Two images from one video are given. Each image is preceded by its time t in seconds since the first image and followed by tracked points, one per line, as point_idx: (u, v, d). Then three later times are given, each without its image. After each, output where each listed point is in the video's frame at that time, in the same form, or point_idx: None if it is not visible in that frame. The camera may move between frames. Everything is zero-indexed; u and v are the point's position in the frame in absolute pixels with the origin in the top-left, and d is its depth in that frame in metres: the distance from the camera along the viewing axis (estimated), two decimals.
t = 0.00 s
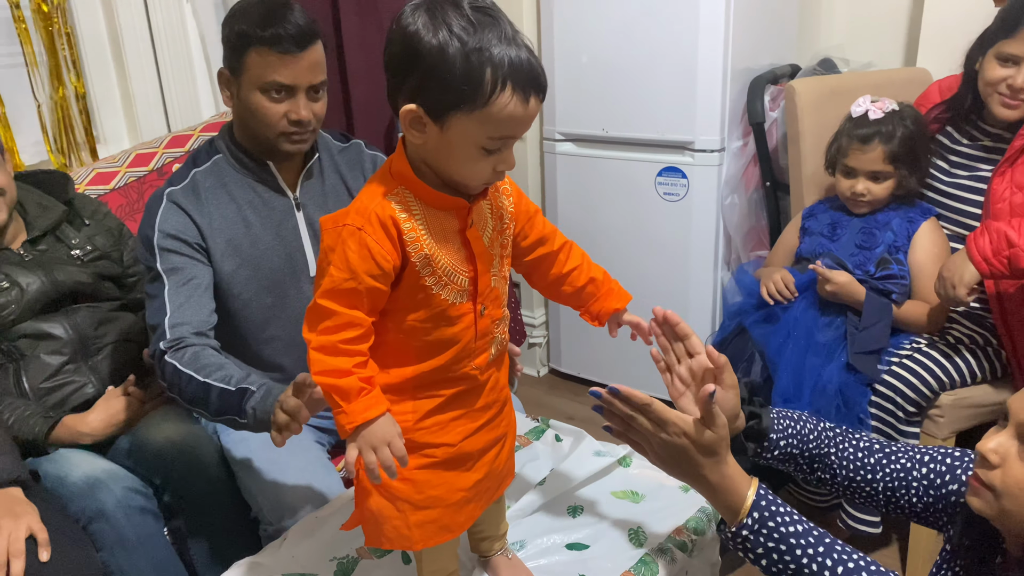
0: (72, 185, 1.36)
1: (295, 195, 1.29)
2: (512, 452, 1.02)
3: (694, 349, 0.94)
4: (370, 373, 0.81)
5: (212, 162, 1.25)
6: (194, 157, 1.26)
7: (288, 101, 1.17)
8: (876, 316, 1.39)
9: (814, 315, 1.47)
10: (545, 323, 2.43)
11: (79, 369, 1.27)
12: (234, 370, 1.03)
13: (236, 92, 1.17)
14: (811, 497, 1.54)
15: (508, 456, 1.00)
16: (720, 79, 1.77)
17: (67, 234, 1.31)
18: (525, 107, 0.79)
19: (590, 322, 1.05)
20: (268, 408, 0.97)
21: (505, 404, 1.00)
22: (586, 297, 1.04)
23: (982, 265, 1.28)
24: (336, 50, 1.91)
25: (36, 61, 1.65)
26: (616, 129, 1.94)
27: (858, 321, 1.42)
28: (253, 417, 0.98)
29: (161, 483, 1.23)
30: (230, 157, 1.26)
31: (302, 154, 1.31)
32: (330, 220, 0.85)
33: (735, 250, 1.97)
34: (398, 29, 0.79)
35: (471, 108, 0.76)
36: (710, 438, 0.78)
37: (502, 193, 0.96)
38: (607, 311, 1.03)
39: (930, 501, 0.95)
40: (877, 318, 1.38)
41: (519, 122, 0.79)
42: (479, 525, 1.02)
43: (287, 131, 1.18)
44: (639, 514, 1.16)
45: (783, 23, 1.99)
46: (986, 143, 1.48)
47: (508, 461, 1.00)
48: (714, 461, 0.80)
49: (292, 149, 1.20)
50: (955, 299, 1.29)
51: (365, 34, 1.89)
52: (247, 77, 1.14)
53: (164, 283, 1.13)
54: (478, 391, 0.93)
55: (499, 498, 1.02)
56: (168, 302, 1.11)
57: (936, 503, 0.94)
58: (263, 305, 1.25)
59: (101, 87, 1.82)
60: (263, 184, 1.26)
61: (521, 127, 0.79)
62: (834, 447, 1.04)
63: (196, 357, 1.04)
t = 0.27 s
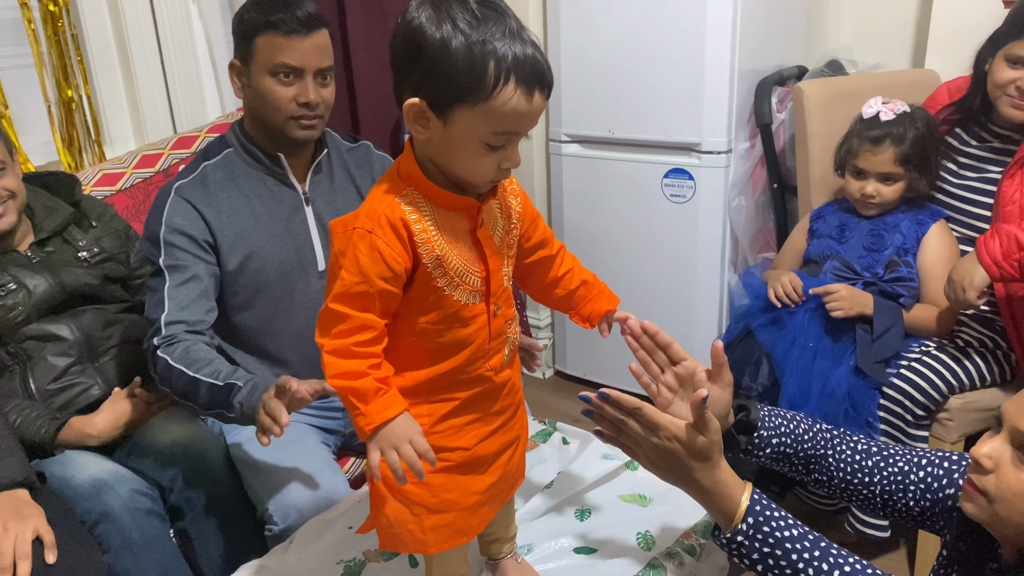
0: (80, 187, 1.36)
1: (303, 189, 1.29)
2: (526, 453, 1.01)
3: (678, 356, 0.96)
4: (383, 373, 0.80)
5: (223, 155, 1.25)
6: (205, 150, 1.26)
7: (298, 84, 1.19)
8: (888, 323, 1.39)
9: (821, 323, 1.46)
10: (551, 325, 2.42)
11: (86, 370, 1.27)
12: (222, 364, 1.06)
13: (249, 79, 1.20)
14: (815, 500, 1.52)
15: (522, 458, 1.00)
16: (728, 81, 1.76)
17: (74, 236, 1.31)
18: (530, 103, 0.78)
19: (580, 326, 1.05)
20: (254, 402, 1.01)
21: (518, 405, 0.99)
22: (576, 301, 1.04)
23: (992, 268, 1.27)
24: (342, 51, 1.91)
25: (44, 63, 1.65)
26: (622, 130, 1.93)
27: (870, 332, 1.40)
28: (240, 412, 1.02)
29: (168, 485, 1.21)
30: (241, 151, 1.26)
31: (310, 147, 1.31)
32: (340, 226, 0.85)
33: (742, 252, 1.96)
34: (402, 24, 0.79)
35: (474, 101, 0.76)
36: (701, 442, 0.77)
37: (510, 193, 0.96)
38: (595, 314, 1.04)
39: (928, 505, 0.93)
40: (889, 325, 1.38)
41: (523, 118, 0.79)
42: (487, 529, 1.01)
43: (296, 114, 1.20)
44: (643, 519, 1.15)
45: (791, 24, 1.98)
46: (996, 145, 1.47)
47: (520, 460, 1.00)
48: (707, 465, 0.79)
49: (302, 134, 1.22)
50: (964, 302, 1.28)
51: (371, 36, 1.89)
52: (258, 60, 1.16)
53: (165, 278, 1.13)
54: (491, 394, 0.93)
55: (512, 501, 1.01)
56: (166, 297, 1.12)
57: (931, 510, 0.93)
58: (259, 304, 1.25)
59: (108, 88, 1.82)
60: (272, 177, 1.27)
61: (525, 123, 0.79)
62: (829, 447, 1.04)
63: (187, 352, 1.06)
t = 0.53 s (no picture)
0: (82, 188, 1.36)
1: (313, 188, 1.28)
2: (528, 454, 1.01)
3: (644, 342, 0.97)
4: (428, 370, 0.79)
5: (234, 153, 1.26)
6: (218, 147, 1.27)
7: (310, 80, 1.21)
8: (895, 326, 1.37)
9: (827, 325, 1.45)
10: (553, 326, 2.42)
11: (88, 372, 1.27)
12: (220, 371, 1.09)
13: (263, 75, 1.22)
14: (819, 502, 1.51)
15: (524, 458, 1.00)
16: (732, 82, 1.75)
17: (77, 237, 1.31)
18: (531, 105, 0.78)
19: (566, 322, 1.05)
20: (248, 420, 1.06)
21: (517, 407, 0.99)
22: (559, 300, 1.04)
23: (998, 271, 1.26)
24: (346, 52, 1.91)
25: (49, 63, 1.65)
26: (626, 132, 1.93)
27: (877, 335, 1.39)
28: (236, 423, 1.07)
29: (171, 487, 1.21)
30: (253, 148, 1.26)
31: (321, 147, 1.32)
32: (345, 247, 0.82)
33: (745, 253, 1.96)
34: (402, 25, 0.79)
35: (474, 102, 0.75)
36: (697, 438, 0.78)
37: (505, 194, 0.96)
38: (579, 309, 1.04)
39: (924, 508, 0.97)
40: (896, 328, 1.36)
41: (523, 120, 0.78)
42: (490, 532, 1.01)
43: (309, 109, 1.21)
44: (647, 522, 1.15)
45: (794, 26, 1.98)
46: (1001, 147, 1.47)
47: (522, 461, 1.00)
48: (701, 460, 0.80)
49: (314, 130, 1.23)
50: (969, 304, 1.28)
51: (374, 37, 1.88)
52: (272, 57, 1.19)
53: (171, 279, 1.15)
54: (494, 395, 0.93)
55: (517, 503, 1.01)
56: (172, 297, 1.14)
57: (927, 513, 0.97)
58: (268, 301, 1.25)
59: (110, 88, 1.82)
60: (284, 177, 1.27)
61: (525, 126, 0.78)
62: (825, 447, 1.09)
63: (188, 355, 1.10)
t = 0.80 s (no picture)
0: (82, 189, 1.36)
1: (323, 187, 1.28)
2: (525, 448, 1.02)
3: (626, 321, 0.98)
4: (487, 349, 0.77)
5: (246, 150, 1.25)
6: (229, 145, 1.26)
7: (326, 79, 1.20)
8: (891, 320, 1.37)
9: (829, 322, 1.45)
10: (554, 327, 2.41)
11: (88, 372, 1.26)
12: (229, 368, 1.09)
13: (277, 73, 1.21)
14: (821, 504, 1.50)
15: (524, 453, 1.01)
16: (733, 83, 1.75)
17: (77, 238, 1.30)
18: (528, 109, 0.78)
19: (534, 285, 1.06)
20: (258, 417, 1.06)
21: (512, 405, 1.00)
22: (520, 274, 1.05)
23: (1000, 272, 1.25)
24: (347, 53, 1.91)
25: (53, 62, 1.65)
26: (627, 133, 1.93)
27: (873, 327, 1.40)
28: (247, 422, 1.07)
29: (171, 488, 1.21)
30: (264, 146, 1.25)
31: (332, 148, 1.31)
32: (367, 268, 0.78)
33: (746, 254, 1.96)
34: (398, 30, 0.78)
35: (474, 108, 0.75)
36: (694, 425, 0.80)
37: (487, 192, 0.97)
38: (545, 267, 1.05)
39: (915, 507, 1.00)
40: (892, 322, 1.36)
41: (521, 123, 0.78)
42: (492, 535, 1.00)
43: (322, 109, 1.21)
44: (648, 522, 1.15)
45: (796, 28, 1.98)
46: (1003, 149, 1.46)
47: (524, 454, 1.01)
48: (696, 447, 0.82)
49: (327, 130, 1.22)
50: (971, 306, 1.28)
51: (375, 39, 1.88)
52: (290, 56, 1.19)
53: (182, 275, 1.15)
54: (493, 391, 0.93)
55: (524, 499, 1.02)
56: (182, 293, 1.14)
57: (918, 514, 1.00)
58: (276, 299, 1.24)
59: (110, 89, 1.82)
60: (294, 175, 1.27)
61: (523, 129, 0.78)
62: (819, 441, 1.10)
63: (197, 350, 1.10)
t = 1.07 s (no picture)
0: (77, 191, 1.35)
1: (323, 188, 1.28)
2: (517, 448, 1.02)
3: (614, 319, 0.97)
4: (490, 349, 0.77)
5: (246, 151, 1.24)
6: (228, 145, 1.25)
7: (328, 80, 1.20)
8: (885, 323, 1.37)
9: (824, 324, 1.45)
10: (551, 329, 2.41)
11: (83, 375, 1.26)
12: (241, 363, 1.08)
13: (280, 75, 1.21)
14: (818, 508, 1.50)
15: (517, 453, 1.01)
16: (728, 85, 1.75)
17: (71, 240, 1.30)
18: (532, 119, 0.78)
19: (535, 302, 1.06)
20: (277, 408, 1.05)
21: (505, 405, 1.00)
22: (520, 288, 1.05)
23: (995, 274, 1.26)
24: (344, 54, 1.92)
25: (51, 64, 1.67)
26: (623, 134, 1.92)
27: (868, 329, 1.39)
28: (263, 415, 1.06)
29: (166, 491, 1.21)
30: (265, 147, 1.25)
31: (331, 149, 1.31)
32: (368, 270, 0.77)
33: (743, 255, 1.95)
34: (404, 34, 0.77)
35: (481, 118, 0.75)
36: (681, 436, 0.79)
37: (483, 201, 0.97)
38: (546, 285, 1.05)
39: (909, 509, 1.00)
40: (886, 325, 1.36)
41: (525, 133, 0.78)
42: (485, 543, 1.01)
43: (325, 110, 1.21)
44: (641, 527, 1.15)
45: (793, 29, 1.97)
46: (999, 151, 1.46)
47: (517, 455, 1.01)
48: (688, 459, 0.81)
49: (329, 131, 1.22)
50: (968, 308, 1.27)
51: (371, 40, 1.88)
52: (292, 56, 1.19)
53: (187, 276, 1.14)
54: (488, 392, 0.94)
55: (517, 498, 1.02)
56: (189, 294, 1.13)
57: (913, 513, 1.00)
58: (275, 299, 1.24)
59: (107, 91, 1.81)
60: (296, 176, 1.26)
61: (526, 139, 0.79)
62: (811, 441, 1.12)
63: (209, 349, 1.09)
